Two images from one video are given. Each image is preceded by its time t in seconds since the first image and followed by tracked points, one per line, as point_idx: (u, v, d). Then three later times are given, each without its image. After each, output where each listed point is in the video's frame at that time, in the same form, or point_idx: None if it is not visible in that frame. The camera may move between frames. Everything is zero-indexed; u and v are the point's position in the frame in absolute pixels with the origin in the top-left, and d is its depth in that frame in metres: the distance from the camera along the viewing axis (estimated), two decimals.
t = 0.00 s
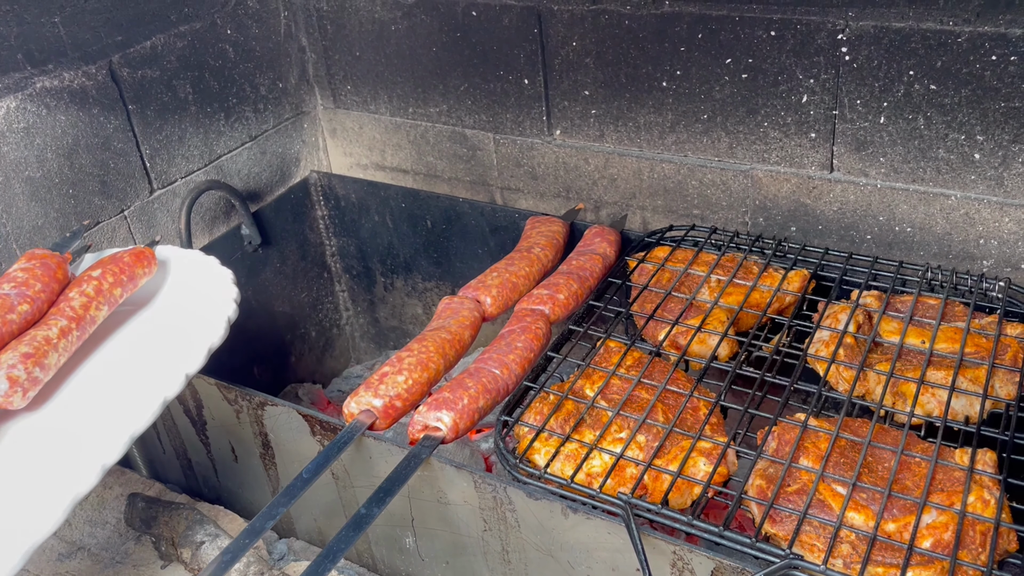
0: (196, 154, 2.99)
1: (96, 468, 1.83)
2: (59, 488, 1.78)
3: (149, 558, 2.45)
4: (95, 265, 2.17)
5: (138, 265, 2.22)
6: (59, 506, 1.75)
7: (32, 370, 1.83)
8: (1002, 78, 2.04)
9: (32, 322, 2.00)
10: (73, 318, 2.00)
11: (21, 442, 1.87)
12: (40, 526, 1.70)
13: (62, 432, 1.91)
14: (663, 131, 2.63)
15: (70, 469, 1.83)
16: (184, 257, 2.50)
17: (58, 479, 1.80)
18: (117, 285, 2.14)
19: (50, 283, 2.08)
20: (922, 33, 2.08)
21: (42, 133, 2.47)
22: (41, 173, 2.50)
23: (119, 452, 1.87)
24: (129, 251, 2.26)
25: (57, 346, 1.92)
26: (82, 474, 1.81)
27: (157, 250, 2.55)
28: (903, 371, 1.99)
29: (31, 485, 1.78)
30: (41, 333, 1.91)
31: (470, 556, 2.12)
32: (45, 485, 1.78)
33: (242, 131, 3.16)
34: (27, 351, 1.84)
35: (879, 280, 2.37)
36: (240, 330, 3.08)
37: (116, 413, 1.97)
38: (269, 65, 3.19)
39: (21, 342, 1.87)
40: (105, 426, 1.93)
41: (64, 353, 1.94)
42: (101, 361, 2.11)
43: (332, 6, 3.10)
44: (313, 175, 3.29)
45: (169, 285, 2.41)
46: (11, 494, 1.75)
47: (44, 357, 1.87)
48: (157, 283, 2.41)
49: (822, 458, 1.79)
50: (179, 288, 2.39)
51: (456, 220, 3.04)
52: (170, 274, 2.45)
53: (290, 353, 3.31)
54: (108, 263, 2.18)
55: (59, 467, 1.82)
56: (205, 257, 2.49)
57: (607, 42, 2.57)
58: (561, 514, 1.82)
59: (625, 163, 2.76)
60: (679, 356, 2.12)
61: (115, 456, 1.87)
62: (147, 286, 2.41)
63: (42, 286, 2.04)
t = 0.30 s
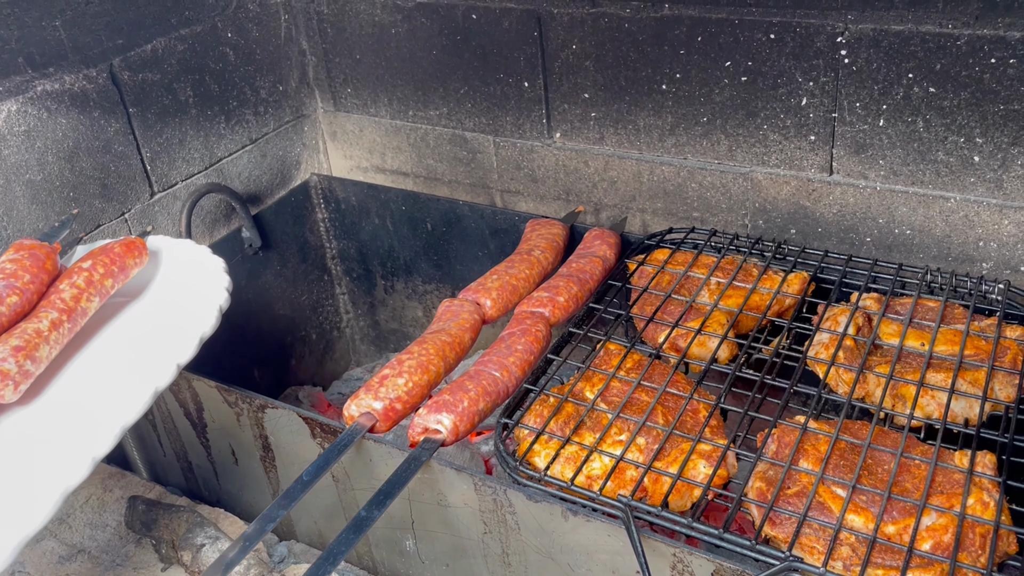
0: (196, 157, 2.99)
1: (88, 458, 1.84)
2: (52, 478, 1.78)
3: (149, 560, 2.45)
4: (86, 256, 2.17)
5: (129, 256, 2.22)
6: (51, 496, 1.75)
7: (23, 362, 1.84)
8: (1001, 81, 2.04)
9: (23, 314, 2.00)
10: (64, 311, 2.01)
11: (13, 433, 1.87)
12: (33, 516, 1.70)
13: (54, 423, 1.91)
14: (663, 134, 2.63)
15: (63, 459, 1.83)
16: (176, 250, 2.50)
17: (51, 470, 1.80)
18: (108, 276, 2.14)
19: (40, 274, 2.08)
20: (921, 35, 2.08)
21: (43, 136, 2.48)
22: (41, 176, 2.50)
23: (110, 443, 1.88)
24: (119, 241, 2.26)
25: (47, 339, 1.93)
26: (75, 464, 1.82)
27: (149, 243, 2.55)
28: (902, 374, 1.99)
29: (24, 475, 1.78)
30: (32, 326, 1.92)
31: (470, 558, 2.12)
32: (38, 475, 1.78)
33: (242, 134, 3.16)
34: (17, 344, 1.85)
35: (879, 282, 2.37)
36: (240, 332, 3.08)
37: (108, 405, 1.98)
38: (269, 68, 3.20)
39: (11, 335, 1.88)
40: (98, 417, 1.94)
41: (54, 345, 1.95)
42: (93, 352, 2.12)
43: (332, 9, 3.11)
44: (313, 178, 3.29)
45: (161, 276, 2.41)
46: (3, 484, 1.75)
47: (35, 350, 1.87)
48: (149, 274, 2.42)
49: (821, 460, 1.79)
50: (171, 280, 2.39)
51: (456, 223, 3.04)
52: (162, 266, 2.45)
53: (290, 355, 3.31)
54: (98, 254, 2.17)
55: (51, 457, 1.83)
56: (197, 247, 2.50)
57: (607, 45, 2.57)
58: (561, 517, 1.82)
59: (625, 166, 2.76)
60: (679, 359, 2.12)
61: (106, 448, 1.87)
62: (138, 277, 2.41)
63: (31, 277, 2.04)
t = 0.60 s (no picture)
0: (196, 159, 2.99)
1: (86, 466, 1.83)
2: (50, 486, 1.78)
3: (149, 562, 2.45)
4: (84, 262, 2.17)
5: (128, 262, 2.22)
6: (49, 503, 1.74)
7: (20, 369, 1.84)
8: (1002, 82, 2.04)
9: (21, 320, 1.99)
10: (62, 317, 2.01)
11: (10, 441, 1.87)
12: (30, 524, 1.70)
13: (52, 431, 1.91)
14: (663, 135, 2.63)
15: (60, 467, 1.83)
16: (173, 255, 2.50)
17: (48, 478, 1.80)
18: (106, 283, 2.14)
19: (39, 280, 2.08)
20: (922, 37, 2.08)
21: (43, 138, 2.48)
22: (42, 178, 2.50)
23: (109, 450, 1.87)
24: (118, 248, 2.25)
25: (45, 345, 1.92)
26: (72, 471, 1.82)
27: (146, 248, 2.55)
28: (903, 375, 1.99)
29: (21, 483, 1.77)
30: (29, 332, 1.91)
31: (470, 560, 2.12)
32: (36, 483, 1.78)
33: (242, 136, 3.16)
34: (15, 351, 1.85)
35: (880, 283, 2.37)
36: (240, 334, 3.08)
37: (106, 412, 1.97)
38: (269, 70, 3.20)
39: (9, 341, 1.88)
40: (96, 425, 1.94)
41: (52, 351, 1.95)
42: (91, 360, 2.12)
43: (332, 11, 3.11)
44: (313, 179, 3.29)
45: (158, 282, 2.41)
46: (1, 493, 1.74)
47: (32, 357, 1.87)
48: (146, 280, 2.42)
49: (822, 462, 1.79)
50: (169, 286, 2.39)
51: (456, 224, 3.04)
52: (159, 272, 2.45)
53: (290, 357, 3.31)
54: (96, 260, 2.17)
55: (49, 465, 1.83)
56: (195, 253, 2.49)
57: (607, 46, 2.57)
58: (562, 519, 1.82)
59: (625, 167, 2.76)
60: (680, 360, 2.12)
61: (104, 455, 1.87)
62: (135, 283, 2.41)
63: (30, 283, 2.03)
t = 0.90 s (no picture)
0: (196, 161, 2.99)
1: (86, 464, 1.83)
2: (50, 485, 1.78)
3: (149, 565, 2.44)
4: (82, 260, 2.16)
5: (126, 260, 2.22)
6: (49, 502, 1.74)
7: (19, 368, 1.84)
8: (1002, 83, 2.04)
9: (19, 317, 1.99)
10: (60, 316, 2.01)
11: (9, 439, 1.87)
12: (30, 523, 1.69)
13: (51, 430, 1.91)
14: (664, 137, 2.63)
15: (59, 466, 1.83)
16: (172, 253, 2.50)
17: (48, 477, 1.79)
18: (104, 281, 2.14)
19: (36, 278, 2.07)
20: (922, 38, 2.08)
21: (43, 140, 2.48)
22: (42, 180, 2.50)
23: (109, 449, 1.87)
24: (116, 245, 2.25)
25: (43, 344, 1.92)
26: (73, 469, 1.82)
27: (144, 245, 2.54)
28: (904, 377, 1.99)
29: (21, 481, 1.78)
30: (28, 331, 1.91)
31: (471, 562, 2.11)
32: (37, 481, 1.78)
33: (243, 137, 3.16)
34: (14, 350, 1.84)
35: (880, 284, 2.36)
36: (240, 336, 3.08)
37: (105, 411, 1.97)
38: (269, 71, 3.20)
39: (8, 340, 1.87)
40: (94, 424, 1.93)
41: (50, 350, 1.95)
42: (90, 358, 2.12)
43: (333, 13, 3.12)
44: (313, 181, 3.30)
45: (157, 280, 2.40)
46: None
47: (31, 356, 1.87)
48: (144, 278, 2.41)
49: (823, 463, 1.79)
50: (168, 283, 2.39)
51: (456, 226, 3.04)
52: (157, 270, 2.45)
53: (290, 359, 3.31)
54: (94, 258, 2.17)
55: (48, 464, 1.82)
56: (194, 251, 2.49)
57: (607, 48, 2.57)
58: (563, 520, 1.82)
59: (625, 169, 2.77)
60: (680, 362, 2.12)
61: (104, 453, 1.87)
62: (134, 280, 2.40)
63: (28, 280, 2.03)
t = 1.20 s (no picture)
0: (198, 162, 3.00)
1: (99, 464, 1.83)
2: (62, 485, 1.79)
3: (149, 565, 2.45)
4: (92, 262, 2.17)
5: (135, 263, 2.22)
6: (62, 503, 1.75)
7: (30, 369, 1.84)
8: (1001, 85, 2.05)
9: (30, 319, 2.00)
10: (70, 317, 2.01)
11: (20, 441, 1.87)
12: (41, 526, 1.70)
13: (62, 432, 1.91)
14: (663, 138, 2.64)
15: (71, 467, 1.83)
16: (180, 257, 2.50)
17: (59, 479, 1.80)
18: (114, 283, 2.15)
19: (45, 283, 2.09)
20: (921, 40, 2.09)
21: (45, 141, 2.48)
22: (44, 181, 2.51)
23: (120, 451, 1.87)
24: (125, 248, 2.26)
25: (54, 345, 1.93)
26: (85, 469, 1.82)
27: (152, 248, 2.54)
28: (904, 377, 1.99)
29: (34, 482, 1.78)
30: (38, 331, 1.92)
31: (471, 562, 2.12)
32: (49, 482, 1.79)
33: (244, 139, 3.17)
34: (24, 351, 1.85)
35: (880, 285, 2.37)
36: (241, 337, 3.08)
37: (116, 412, 1.97)
38: (270, 73, 3.21)
39: (18, 340, 1.88)
40: (105, 425, 1.93)
41: (60, 351, 1.96)
42: (101, 360, 2.12)
43: (334, 15, 3.13)
44: (314, 183, 3.30)
45: (166, 283, 2.41)
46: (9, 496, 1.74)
47: (41, 356, 1.88)
48: (153, 281, 2.41)
49: (823, 463, 1.79)
50: (176, 286, 2.39)
51: (457, 228, 3.05)
52: (166, 273, 2.45)
53: (291, 361, 3.31)
54: (104, 260, 2.18)
55: (59, 466, 1.83)
56: (202, 254, 2.49)
57: (607, 50, 2.58)
58: (563, 520, 1.82)
59: (625, 171, 2.77)
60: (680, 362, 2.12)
61: (116, 453, 1.87)
62: (143, 283, 2.41)
63: (38, 282, 2.04)
